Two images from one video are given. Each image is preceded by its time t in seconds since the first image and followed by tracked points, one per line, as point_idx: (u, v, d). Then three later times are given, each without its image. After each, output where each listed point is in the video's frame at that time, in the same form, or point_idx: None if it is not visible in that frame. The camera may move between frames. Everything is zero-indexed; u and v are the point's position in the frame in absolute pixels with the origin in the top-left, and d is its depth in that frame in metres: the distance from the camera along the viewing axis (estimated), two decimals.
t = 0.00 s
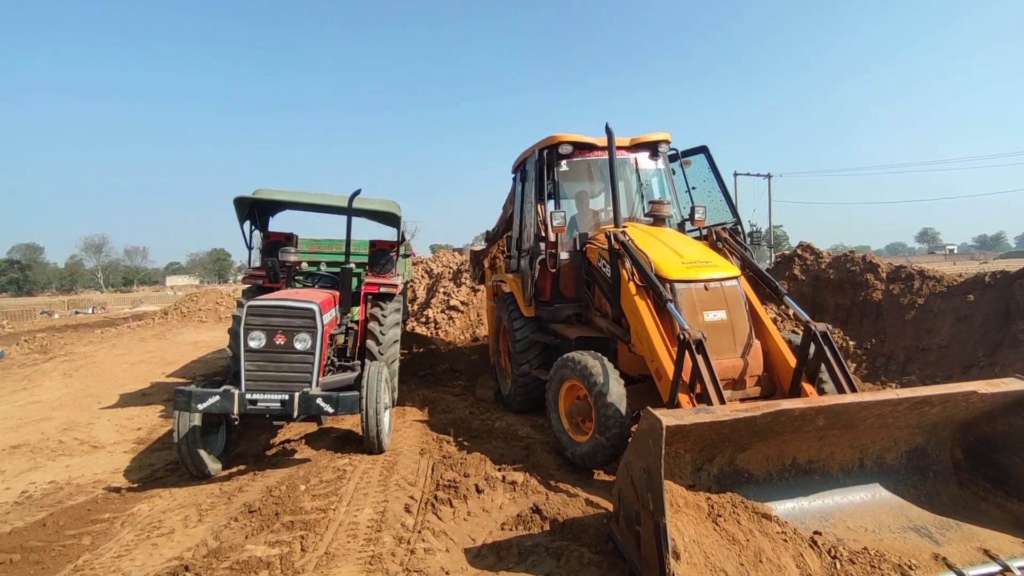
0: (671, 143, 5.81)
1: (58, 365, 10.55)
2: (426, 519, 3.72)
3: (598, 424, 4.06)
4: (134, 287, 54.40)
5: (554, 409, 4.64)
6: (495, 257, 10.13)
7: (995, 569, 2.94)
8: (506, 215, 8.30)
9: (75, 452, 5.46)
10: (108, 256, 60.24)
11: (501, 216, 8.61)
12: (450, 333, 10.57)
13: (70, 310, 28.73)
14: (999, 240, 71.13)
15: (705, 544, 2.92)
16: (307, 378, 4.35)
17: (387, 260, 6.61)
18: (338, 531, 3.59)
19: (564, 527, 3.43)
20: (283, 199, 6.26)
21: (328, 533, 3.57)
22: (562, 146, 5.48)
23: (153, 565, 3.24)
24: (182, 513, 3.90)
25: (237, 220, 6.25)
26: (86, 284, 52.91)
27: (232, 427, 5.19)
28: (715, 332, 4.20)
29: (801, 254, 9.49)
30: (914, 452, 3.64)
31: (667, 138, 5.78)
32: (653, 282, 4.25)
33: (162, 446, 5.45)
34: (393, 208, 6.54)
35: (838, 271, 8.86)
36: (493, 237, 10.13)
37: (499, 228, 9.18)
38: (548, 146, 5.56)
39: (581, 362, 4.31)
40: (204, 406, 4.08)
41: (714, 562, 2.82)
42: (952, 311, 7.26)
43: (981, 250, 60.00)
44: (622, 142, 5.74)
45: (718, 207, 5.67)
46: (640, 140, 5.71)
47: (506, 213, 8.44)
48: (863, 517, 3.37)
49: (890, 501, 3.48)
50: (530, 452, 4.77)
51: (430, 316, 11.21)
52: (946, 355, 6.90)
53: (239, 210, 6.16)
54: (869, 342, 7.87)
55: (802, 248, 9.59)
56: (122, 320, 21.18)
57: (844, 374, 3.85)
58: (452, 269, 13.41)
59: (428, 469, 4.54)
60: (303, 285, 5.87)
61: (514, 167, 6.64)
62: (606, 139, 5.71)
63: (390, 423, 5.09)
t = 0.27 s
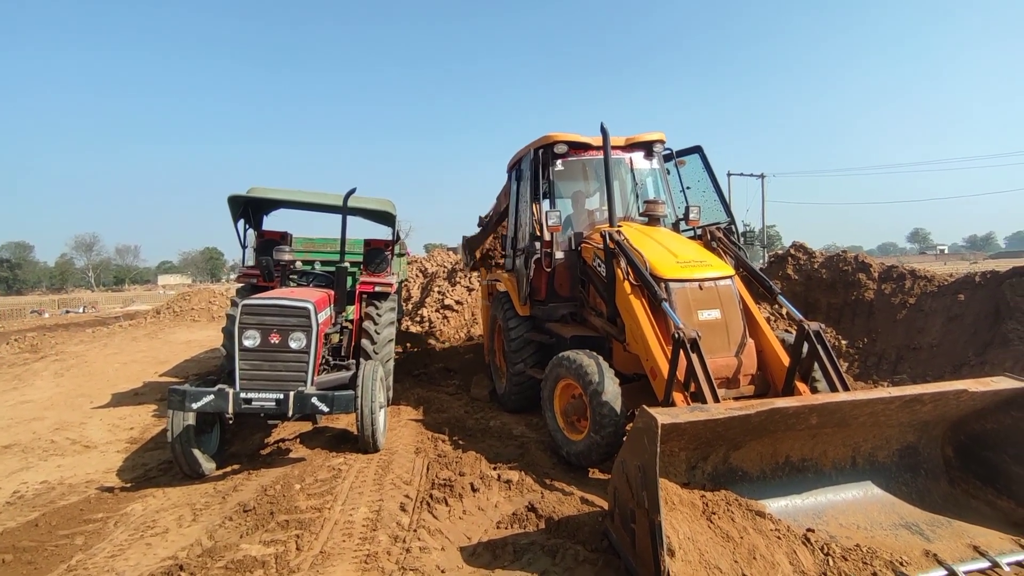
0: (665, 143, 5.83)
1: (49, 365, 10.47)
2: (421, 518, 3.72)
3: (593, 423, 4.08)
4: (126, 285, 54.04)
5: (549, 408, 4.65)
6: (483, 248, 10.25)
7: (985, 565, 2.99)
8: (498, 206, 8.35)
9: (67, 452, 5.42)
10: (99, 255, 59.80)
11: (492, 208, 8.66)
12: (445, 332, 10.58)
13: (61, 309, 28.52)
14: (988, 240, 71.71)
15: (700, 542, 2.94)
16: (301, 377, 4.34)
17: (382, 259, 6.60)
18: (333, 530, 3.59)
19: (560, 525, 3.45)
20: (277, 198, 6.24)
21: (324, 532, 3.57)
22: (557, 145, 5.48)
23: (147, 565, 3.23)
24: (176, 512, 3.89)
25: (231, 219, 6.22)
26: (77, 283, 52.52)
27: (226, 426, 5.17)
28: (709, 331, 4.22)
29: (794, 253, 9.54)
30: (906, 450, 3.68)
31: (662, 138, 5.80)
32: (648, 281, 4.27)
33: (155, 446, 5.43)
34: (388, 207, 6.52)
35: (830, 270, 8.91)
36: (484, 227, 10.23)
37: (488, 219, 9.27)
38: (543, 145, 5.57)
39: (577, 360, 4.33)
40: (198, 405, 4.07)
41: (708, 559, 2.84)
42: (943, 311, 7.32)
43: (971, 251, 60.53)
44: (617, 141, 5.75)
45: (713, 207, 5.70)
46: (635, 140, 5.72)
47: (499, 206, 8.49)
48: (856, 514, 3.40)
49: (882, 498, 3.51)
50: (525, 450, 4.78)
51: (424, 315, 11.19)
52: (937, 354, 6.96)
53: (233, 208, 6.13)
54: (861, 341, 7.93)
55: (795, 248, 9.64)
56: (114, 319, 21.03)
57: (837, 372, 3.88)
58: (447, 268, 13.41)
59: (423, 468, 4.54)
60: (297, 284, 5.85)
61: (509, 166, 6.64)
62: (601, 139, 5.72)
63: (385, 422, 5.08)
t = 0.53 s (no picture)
0: (659, 143, 5.87)
1: (39, 363, 10.38)
2: (416, 515, 3.74)
3: (587, 420, 4.11)
4: (116, 283, 53.61)
5: (543, 405, 4.67)
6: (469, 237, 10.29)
7: (972, 559, 3.07)
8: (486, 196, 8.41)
9: (59, 450, 5.39)
10: (88, 252, 59.30)
11: (480, 197, 8.72)
12: (438, 330, 10.60)
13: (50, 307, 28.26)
14: (977, 240, 72.51)
15: (693, 537, 2.97)
16: (296, 375, 4.34)
17: (376, 257, 6.60)
18: (328, 527, 3.60)
19: (554, 521, 3.47)
20: (271, 195, 6.22)
21: (319, 529, 3.58)
22: (551, 144, 5.52)
23: (142, 562, 3.23)
24: (170, 510, 3.88)
25: (225, 217, 6.20)
26: (66, 280, 52.05)
27: (219, 424, 5.16)
28: (702, 329, 4.26)
29: (785, 253, 9.60)
30: (895, 447, 3.73)
31: (655, 138, 5.84)
32: (641, 280, 4.30)
33: (148, 444, 5.41)
34: (382, 205, 6.52)
35: (821, 269, 8.99)
36: (472, 216, 10.33)
37: (477, 207, 9.35)
38: (537, 144, 5.59)
39: (571, 358, 4.35)
40: (192, 403, 4.07)
41: (701, 554, 2.88)
42: (931, 310, 7.41)
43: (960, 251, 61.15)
44: (611, 141, 5.78)
45: (706, 206, 5.74)
46: (629, 139, 5.76)
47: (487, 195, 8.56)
48: (846, 510, 3.45)
49: (872, 494, 3.56)
50: (519, 448, 4.80)
51: (418, 314, 11.19)
52: (926, 352, 7.05)
53: (227, 206, 6.12)
54: (851, 340, 8.01)
55: (787, 247, 9.71)
56: (105, 317, 20.89)
57: (828, 370, 3.93)
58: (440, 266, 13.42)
59: (417, 465, 4.55)
60: (291, 282, 5.85)
61: (504, 165, 6.67)
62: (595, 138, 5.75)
63: (379, 420, 5.09)
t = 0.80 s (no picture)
0: (654, 141, 5.91)
1: (32, 360, 10.32)
2: (413, 509, 3.77)
3: (582, 415, 4.14)
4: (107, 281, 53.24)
5: (538, 401, 4.71)
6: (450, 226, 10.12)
7: (960, 550, 3.17)
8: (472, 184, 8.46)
9: (53, 447, 5.38)
10: (79, 249, 58.85)
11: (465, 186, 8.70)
12: (433, 328, 10.65)
13: (40, 305, 28.04)
14: (967, 239, 73.10)
15: (687, 529, 3.02)
16: (293, 371, 4.35)
17: (372, 254, 6.61)
18: (326, 521, 3.62)
19: (550, 514, 3.51)
20: (266, 192, 6.22)
21: (316, 523, 3.60)
22: (546, 142, 5.55)
23: (140, 557, 3.24)
24: (167, 506, 3.89)
25: (220, 213, 6.19)
26: (57, 278, 51.63)
27: (216, 420, 5.17)
28: (696, 325, 4.30)
29: (779, 250, 9.66)
30: (885, 440, 3.79)
31: (650, 135, 5.88)
32: (636, 276, 4.34)
33: (143, 441, 5.40)
34: (377, 202, 6.53)
35: (814, 267, 9.05)
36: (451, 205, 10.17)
37: (462, 194, 9.41)
38: (533, 142, 5.62)
39: (566, 354, 4.39)
40: (189, 398, 4.07)
41: (695, 546, 2.93)
42: (922, 306, 7.50)
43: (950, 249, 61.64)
44: (606, 138, 5.82)
45: (700, 203, 5.78)
46: (624, 137, 5.80)
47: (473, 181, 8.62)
48: (837, 503, 3.50)
49: (862, 487, 3.62)
50: (515, 443, 4.84)
51: (413, 311, 11.19)
52: (917, 349, 7.13)
53: (222, 202, 6.11)
54: (844, 336, 8.09)
55: (780, 245, 9.77)
56: (97, 315, 20.74)
57: (820, 366, 3.98)
58: (435, 264, 13.42)
59: (414, 461, 4.58)
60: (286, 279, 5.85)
61: (499, 162, 6.68)
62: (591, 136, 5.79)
63: (375, 415, 5.11)
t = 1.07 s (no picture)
0: (650, 140, 5.97)
1: (27, 358, 10.30)
2: (411, 505, 3.80)
3: (579, 412, 4.18)
4: (101, 279, 53.01)
5: (535, 398, 4.74)
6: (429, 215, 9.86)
7: (949, 543, 3.23)
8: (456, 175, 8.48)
9: (51, 445, 5.38)
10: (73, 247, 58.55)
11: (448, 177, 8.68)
12: (430, 326, 10.73)
13: (34, 303, 27.88)
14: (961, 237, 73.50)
15: (682, 523, 3.06)
16: (291, 368, 4.37)
17: (369, 252, 6.63)
18: (324, 517, 3.64)
19: (547, 510, 3.55)
20: (263, 190, 6.23)
21: (315, 519, 3.63)
22: (543, 140, 5.59)
23: (140, 552, 3.26)
24: (166, 502, 3.91)
25: (217, 211, 6.21)
26: (50, 276, 51.37)
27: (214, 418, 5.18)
28: (691, 322, 4.35)
29: (773, 248, 9.72)
30: (877, 436, 3.85)
31: (646, 134, 5.93)
32: (632, 274, 4.38)
33: (141, 438, 5.42)
34: (375, 200, 6.55)
35: (808, 265, 9.11)
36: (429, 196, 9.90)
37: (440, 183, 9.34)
38: (530, 141, 5.66)
39: (563, 351, 4.42)
40: (188, 395, 4.09)
41: (690, 539, 2.98)
42: (915, 304, 7.57)
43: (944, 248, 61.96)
44: (602, 137, 5.86)
45: (695, 202, 5.81)
46: (620, 136, 5.84)
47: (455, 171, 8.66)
48: (829, 497, 3.56)
49: (855, 482, 3.67)
50: (512, 440, 4.87)
51: (409, 309, 11.22)
52: (910, 346, 7.19)
53: (219, 200, 6.12)
54: (837, 334, 8.16)
55: (775, 243, 9.82)
56: (92, 313, 20.66)
57: (813, 363, 4.03)
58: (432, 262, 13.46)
59: (412, 457, 4.61)
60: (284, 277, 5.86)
61: (496, 161, 6.71)
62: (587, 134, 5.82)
63: (373, 413, 5.14)
